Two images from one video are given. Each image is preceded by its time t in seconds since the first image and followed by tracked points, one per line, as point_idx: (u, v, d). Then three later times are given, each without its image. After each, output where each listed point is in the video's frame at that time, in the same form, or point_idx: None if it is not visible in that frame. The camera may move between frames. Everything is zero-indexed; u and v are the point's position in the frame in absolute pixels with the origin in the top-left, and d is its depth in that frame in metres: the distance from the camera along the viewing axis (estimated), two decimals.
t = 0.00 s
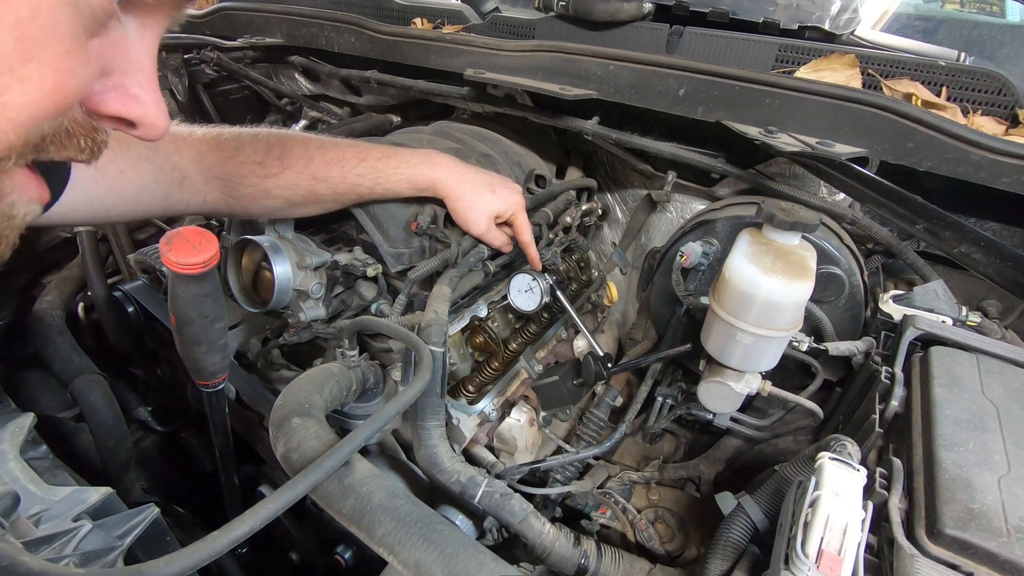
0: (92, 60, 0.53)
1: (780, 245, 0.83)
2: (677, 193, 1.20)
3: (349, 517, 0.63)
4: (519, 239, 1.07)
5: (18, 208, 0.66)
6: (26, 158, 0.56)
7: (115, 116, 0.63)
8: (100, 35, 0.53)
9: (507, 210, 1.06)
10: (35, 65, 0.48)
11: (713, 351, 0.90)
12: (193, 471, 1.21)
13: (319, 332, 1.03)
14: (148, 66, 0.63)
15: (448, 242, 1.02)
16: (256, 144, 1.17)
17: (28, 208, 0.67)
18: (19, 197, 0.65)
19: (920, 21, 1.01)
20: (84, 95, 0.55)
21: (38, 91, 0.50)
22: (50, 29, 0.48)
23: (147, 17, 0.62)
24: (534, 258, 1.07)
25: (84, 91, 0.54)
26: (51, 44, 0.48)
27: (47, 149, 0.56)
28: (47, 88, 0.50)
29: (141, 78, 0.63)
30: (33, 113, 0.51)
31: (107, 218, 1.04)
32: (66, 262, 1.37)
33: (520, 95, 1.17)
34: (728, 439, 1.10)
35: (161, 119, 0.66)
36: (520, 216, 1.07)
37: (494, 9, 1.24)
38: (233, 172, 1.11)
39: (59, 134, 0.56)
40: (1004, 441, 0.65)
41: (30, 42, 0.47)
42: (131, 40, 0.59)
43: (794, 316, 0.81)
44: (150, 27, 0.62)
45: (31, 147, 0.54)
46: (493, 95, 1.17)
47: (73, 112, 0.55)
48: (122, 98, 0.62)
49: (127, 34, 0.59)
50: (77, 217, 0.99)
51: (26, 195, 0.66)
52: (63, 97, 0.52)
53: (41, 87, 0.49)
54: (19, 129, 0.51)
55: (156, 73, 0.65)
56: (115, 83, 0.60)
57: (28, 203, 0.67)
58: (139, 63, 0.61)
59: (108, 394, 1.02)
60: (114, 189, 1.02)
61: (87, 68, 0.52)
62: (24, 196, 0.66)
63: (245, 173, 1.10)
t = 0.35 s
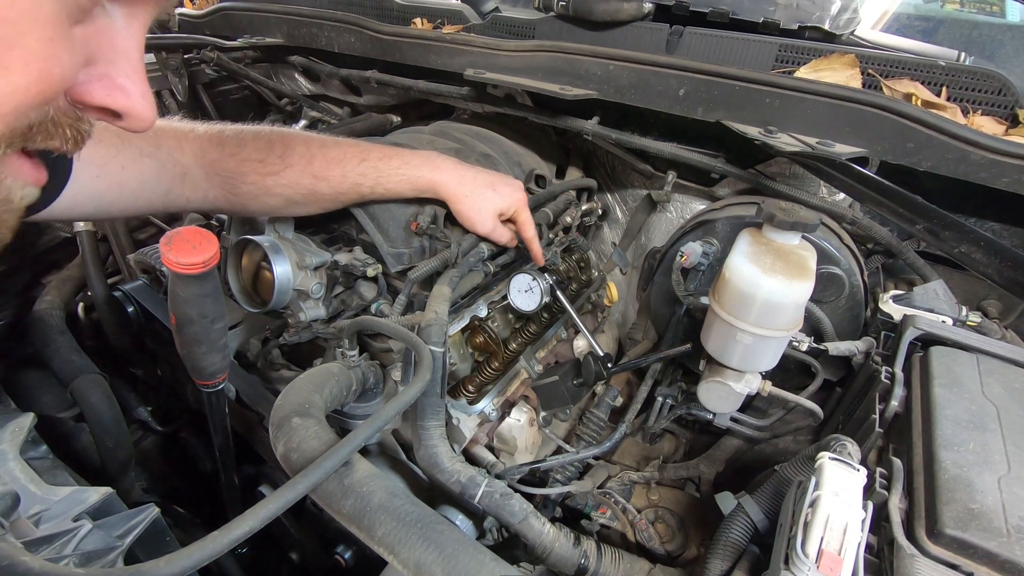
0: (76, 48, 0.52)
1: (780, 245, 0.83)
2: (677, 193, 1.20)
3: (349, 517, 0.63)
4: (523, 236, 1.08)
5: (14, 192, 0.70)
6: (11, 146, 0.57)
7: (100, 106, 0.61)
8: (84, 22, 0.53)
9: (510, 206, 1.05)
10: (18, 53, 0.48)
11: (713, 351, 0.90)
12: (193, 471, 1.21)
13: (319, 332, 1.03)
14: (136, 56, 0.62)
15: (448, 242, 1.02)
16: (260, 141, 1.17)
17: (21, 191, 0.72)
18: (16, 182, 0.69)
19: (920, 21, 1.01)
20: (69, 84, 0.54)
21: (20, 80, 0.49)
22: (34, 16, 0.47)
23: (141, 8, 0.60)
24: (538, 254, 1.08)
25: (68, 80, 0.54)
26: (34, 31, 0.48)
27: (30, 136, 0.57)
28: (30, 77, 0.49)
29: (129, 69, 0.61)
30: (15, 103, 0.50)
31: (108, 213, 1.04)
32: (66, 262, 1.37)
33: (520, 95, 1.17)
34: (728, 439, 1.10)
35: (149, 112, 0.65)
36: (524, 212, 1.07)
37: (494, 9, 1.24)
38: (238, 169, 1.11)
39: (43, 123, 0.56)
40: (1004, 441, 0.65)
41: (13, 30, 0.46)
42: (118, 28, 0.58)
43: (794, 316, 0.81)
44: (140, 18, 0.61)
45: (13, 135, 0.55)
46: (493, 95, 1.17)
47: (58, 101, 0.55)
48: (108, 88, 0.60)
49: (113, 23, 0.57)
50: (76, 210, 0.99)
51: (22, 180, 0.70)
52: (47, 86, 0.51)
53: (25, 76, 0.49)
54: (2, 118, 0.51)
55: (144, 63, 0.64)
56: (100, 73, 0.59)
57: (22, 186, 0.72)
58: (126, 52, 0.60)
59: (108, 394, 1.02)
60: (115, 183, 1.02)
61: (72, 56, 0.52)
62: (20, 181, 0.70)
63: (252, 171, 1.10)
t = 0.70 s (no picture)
0: (80, 43, 0.53)
1: (780, 245, 0.83)
2: (677, 193, 1.20)
3: (349, 517, 0.63)
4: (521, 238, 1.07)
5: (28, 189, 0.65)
6: (23, 144, 0.57)
7: (109, 103, 0.60)
8: (89, 16, 0.52)
9: (509, 209, 1.05)
10: (19, 47, 0.48)
11: (713, 351, 0.90)
12: (193, 471, 1.21)
13: (319, 332, 1.03)
14: (144, 52, 0.61)
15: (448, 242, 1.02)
16: (262, 143, 1.17)
17: (39, 187, 0.66)
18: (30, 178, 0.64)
19: (920, 21, 1.01)
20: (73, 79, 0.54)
21: (21, 74, 0.50)
22: (34, 8, 0.47)
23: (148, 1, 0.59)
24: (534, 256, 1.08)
25: (74, 75, 0.54)
26: (36, 23, 0.48)
27: (42, 135, 0.57)
28: (32, 71, 0.50)
29: (136, 64, 0.60)
30: (18, 96, 0.51)
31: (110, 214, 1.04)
32: (66, 262, 1.37)
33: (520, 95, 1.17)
34: (728, 439, 1.11)
35: (157, 109, 0.64)
36: (522, 216, 1.07)
37: (493, 9, 1.24)
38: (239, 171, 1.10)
39: (52, 120, 0.56)
40: (1004, 441, 0.65)
41: (12, 22, 0.47)
42: (123, 22, 0.57)
43: (794, 316, 0.81)
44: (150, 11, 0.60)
45: (22, 133, 0.55)
46: (493, 95, 1.17)
47: (64, 97, 0.55)
48: (115, 84, 0.59)
49: (119, 18, 0.56)
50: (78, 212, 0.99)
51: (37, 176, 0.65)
52: (50, 81, 0.52)
53: (25, 69, 0.49)
54: (5, 113, 0.52)
55: (152, 57, 0.62)
56: (108, 69, 0.58)
57: (38, 183, 0.66)
58: (133, 47, 0.59)
59: (108, 394, 1.02)
60: (116, 185, 1.02)
61: (75, 49, 0.52)
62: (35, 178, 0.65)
63: (254, 172, 1.10)
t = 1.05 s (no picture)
0: (85, 56, 0.52)
1: (780, 245, 0.83)
2: (677, 193, 1.20)
3: (349, 517, 0.63)
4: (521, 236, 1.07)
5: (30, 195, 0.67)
6: (22, 153, 0.57)
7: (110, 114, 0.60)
8: (93, 30, 0.52)
9: (508, 207, 1.05)
10: (27, 63, 0.48)
11: (713, 351, 0.90)
12: (193, 471, 1.21)
13: (319, 332, 1.03)
14: (146, 63, 0.60)
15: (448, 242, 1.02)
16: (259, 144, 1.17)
17: (37, 193, 0.68)
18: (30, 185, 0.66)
19: (919, 21, 1.02)
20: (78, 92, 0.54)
21: (28, 89, 0.49)
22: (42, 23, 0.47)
23: (150, 14, 0.58)
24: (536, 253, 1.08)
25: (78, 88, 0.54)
26: (43, 39, 0.48)
27: (43, 146, 0.57)
28: (39, 86, 0.49)
29: (138, 75, 0.60)
30: (24, 112, 0.51)
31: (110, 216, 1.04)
32: (66, 262, 1.37)
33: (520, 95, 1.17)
34: (727, 439, 1.11)
35: (159, 119, 0.63)
36: (522, 212, 1.07)
37: (494, 9, 1.24)
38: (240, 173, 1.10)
39: (54, 132, 0.57)
40: (1004, 441, 0.65)
41: (21, 39, 0.46)
42: (127, 34, 0.56)
43: (794, 316, 0.81)
44: (152, 23, 0.59)
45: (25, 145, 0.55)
46: (493, 95, 1.17)
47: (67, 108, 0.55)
48: (117, 96, 0.59)
49: (122, 31, 0.56)
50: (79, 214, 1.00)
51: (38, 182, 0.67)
52: (57, 95, 0.51)
53: (33, 85, 0.49)
54: (11, 125, 0.52)
55: (155, 68, 0.62)
56: (111, 80, 0.58)
57: (37, 189, 0.68)
58: (134, 57, 0.58)
59: (108, 394, 1.02)
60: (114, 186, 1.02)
61: (81, 64, 0.52)
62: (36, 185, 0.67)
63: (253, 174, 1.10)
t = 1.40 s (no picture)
0: (61, 19, 0.53)
1: (780, 244, 0.83)
2: (677, 193, 1.20)
3: (349, 517, 0.63)
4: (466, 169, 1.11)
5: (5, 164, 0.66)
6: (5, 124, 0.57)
7: (91, 82, 0.59)
8: None
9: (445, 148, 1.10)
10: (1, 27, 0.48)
11: (713, 351, 0.90)
12: (193, 471, 1.21)
13: (319, 333, 1.03)
14: (124, 27, 0.60)
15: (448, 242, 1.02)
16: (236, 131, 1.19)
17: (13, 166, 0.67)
18: None
19: (920, 22, 1.02)
20: (58, 57, 0.54)
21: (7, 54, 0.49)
22: None
23: None
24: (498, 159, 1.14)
25: (55, 53, 0.54)
26: None
27: (23, 113, 0.57)
28: (15, 48, 0.49)
29: (117, 39, 0.60)
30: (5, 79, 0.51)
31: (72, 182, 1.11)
32: (66, 262, 1.37)
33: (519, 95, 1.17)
34: (728, 439, 1.10)
35: (142, 87, 0.63)
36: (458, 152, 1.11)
37: (493, 9, 1.24)
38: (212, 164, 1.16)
39: (35, 101, 0.57)
40: (1004, 441, 0.65)
41: None
42: None
43: (794, 316, 0.81)
44: None
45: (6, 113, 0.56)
46: (493, 95, 1.17)
47: (46, 77, 0.55)
48: (97, 62, 0.59)
49: None
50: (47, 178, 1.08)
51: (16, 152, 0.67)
52: (36, 60, 0.52)
53: (9, 48, 0.49)
54: None
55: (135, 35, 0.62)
56: (89, 44, 0.57)
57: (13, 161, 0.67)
58: (112, 21, 0.59)
59: (108, 394, 1.02)
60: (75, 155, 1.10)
61: (55, 27, 0.52)
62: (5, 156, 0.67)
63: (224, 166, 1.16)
